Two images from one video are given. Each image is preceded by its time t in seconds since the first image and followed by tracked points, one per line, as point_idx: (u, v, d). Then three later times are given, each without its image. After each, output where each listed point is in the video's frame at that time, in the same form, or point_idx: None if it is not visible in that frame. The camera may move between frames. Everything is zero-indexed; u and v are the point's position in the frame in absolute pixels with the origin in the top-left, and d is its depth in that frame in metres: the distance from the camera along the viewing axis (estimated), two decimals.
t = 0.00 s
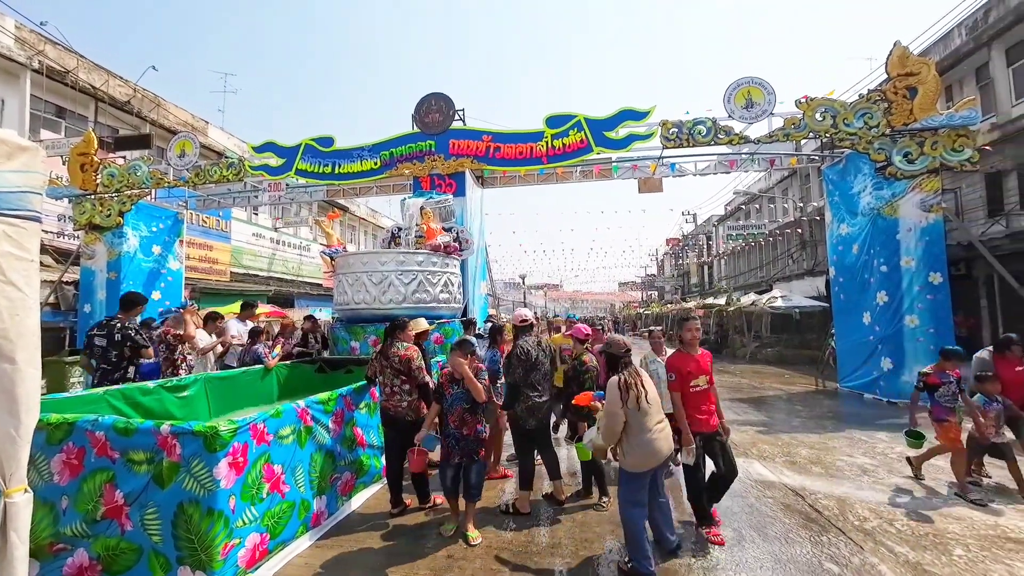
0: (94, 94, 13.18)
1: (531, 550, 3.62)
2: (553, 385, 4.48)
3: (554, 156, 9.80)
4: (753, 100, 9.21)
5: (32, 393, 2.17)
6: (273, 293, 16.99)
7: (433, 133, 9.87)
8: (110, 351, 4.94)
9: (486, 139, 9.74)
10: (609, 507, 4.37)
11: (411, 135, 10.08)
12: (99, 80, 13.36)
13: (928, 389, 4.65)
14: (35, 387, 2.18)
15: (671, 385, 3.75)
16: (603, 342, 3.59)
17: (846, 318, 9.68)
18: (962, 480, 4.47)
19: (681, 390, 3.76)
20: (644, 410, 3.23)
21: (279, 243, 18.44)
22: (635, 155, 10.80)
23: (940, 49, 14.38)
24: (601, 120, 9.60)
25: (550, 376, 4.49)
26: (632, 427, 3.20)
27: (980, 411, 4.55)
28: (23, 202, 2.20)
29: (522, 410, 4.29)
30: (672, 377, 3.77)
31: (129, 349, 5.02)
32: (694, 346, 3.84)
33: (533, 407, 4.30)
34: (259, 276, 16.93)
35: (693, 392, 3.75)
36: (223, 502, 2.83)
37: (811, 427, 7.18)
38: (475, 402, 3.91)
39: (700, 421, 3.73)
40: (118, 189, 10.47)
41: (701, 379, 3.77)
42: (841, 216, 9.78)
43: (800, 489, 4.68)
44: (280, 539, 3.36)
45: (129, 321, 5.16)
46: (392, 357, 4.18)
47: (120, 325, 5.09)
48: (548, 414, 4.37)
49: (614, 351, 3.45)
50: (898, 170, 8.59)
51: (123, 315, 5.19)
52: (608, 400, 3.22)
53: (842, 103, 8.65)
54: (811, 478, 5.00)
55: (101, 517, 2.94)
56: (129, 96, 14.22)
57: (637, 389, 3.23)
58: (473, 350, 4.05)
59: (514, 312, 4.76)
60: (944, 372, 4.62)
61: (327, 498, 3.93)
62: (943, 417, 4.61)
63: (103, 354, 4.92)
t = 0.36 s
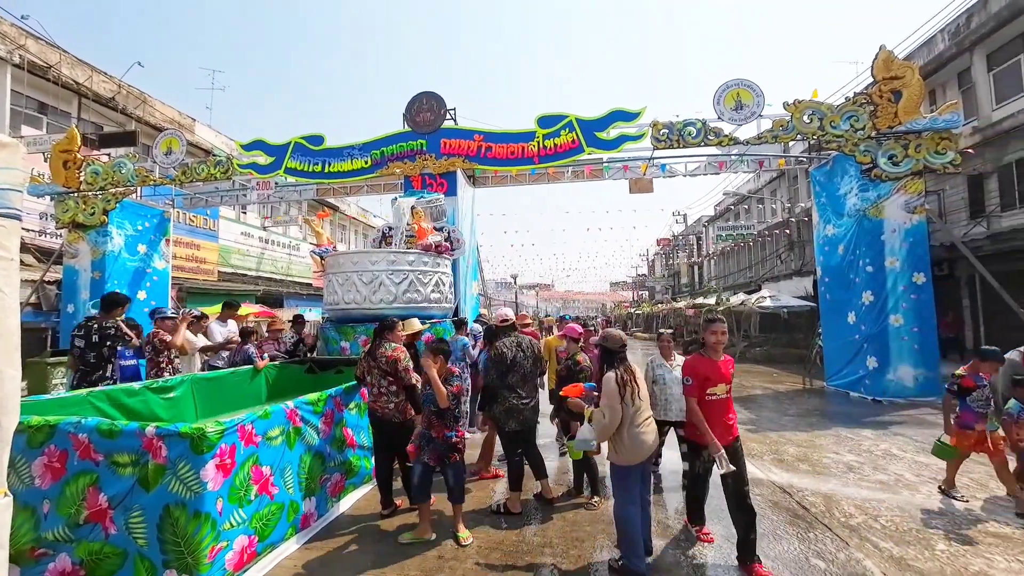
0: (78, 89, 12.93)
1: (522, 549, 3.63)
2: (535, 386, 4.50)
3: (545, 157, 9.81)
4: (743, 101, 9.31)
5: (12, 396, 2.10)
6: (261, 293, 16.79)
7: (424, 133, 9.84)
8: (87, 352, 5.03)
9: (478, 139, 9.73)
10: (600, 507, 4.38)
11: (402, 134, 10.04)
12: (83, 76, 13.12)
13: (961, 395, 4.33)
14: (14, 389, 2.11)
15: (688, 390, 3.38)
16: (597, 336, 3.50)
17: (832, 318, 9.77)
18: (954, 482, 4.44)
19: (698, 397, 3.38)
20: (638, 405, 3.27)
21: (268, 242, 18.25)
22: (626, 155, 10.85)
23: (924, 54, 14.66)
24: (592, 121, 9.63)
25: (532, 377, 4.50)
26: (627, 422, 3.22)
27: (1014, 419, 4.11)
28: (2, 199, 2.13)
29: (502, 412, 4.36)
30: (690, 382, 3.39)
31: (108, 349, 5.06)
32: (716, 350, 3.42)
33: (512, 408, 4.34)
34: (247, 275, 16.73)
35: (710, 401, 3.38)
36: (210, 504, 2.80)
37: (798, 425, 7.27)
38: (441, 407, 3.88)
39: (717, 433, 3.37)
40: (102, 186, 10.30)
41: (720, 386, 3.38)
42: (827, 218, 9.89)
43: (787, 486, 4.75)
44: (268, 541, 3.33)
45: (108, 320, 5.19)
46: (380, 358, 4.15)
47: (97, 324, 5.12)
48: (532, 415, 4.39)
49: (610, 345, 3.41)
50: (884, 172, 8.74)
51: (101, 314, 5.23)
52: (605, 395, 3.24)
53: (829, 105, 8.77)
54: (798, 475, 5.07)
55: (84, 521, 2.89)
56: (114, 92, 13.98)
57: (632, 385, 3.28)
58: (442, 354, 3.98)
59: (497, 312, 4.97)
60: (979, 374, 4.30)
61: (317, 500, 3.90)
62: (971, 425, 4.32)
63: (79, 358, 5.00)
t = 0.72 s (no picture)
0: (60, 85, 12.67)
1: (513, 548, 3.64)
2: (523, 386, 4.52)
3: (537, 156, 9.81)
4: (732, 103, 9.40)
5: None
6: (250, 293, 16.60)
7: (416, 132, 9.79)
8: (71, 354, 4.95)
9: (469, 139, 9.71)
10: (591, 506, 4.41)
11: (393, 133, 9.99)
12: (65, 71, 12.86)
13: (1007, 402, 3.92)
14: None
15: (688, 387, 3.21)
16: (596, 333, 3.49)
17: (819, 318, 9.86)
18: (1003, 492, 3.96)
19: (701, 396, 3.19)
20: (631, 403, 3.30)
21: (256, 241, 18.05)
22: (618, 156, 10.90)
23: (909, 58, 14.90)
24: (584, 121, 9.66)
25: (520, 377, 4.53)
26: (619, 419, 3.24)
27: None
28: None
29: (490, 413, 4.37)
30: (691, 380, 3.23)
31: (90, 349, 4.99)
32: (729, 348, 3.17)
33: (500, 408, 4.36)
34: (236, 275, 16.53)
35: (715, 402, 3.14)
36: (198, 507, 2.76)
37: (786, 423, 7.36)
38: (395, 407, 3.72)
39: (722, 438, 3.12)
40: (86, 184, 10.12)
41: (730, 388, 3.11)
42: (815, 219, 10.02)
43: (775, 484, 4.81)
44: (257, 544, 3.29)
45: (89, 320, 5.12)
46: (369, 358, 4.13)
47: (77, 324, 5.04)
48: (523, 414, 4.41)
49: (609, 343, 3.40)
50: (869, 174, 8.88)
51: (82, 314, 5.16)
52: (600, 390, 3.24)
53: (817, 108, 8.89)
54: (786, 473, 5.14)
55: (68, 525, 2.84)
56: (98, 88, 13.73)
57: (629, 382, 3.32)
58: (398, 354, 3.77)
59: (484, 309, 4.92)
60: None
61: (307, 501, 3.87)
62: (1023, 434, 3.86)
63: (63, 360, 4.94)
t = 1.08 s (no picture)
0: (46, 82, 12.45)
1: (506, 549, 3.64)
2: (515, 385, 4.52)
3: (530, 156, 9.82)
4: (723, 105, 9.48)
5: None
6: (241, 292, 16.43)
7: (408, 131, 9.76)
8: (51, 354, 4.88)
9: (462, 138, 9.69)
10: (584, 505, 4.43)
11: (385, 132, 9.95)
12: (51, 67, 12.64)
13: None
14: None
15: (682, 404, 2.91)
16: (583, 334, 3.46)
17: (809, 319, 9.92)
18: None
19: (698, 411, 2.90)
20: (614, 408, 3.31)
21: (247, 241, 17.89)
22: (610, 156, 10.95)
23: (896, 61, 15.12)
24: (577, 121, 9.68)
25: (513, 376, 4.53)
26: (603, 423, 3.25)
27: None
28: None
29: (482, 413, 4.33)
30: (684, 396, 2.92)
31: (62, 354, 4.89)
32: (720, 355, 2.86)
33: (493, 407, 4.34)
34: (226, 274, 16.36)
35: (714, 417, 2.85)
36: (186, 510, 2.73)
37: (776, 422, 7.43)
38: (361, 414, 3.60)
39: (728, 455, 2.82)
40: (72, 182, 9.99)
41: (727, 398, 2.81)
42: (804, 220, 10.09)
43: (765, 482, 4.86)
44: (246, 546, 3.26)
45: (69, 320, 5.03)
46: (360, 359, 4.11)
47: (58, 324, 4.99)
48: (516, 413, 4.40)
49: (595, 345, 3.35)
50: (857, 175, 9.00)
51: (66, 313, 5.10)
52: (585, 393, 3.23)
53: (806, 110, 9.00)
54: (776, 471, 5.19)
55: (52, 529, 2.80)
56: (84, 85, 13.53)
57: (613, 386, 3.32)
58: (365, 358, 3.65)
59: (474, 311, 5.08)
60: None
61: (297, 502, 3.84)
62: None
63: (44, 360, 4.88)
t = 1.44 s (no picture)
0: (31, 78, 12.25)
1: (498, 549, 3.64)
2: (507, 383, 4.52)
3: (523, 156, 9.81)
4: (715, 106, 9.55)
5: None
6: (231, 292, 16.26)
7: (401, 130, 9.72)
8: (34, 356, 4.79)
9: (455, 138, 9.67)
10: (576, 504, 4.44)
11: (378, 131, 9.90)
12: (36, 63, 12.43)
13: None
14: None
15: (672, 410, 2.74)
16: (559, 335, 3.48)
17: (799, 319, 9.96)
18: None
19: (685, 418, 2.75)
20: (591, 409, 3.32)
21: (237, 240, 17.73)
22: (603, 156, 10.99)
23: (884, 64, 15.34)
24: (570, 122, 9.70)
25: (504, 374, 4.53)
26: (578, 425, 3.26)
27: None
28: None
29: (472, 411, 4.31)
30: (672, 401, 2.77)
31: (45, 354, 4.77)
32: (709, 360, 2.72)
33: (484, 404, 4.31)
34: (216, 274, 16.18)
35: (702, 424, 2.70)
36: (174, 512, 2.70)
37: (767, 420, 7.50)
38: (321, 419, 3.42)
39: (715, 465, 2.67)
40: (57, 181, 9.91)
41: (714, 405, 2.68)
42: (793, 221, 10.14)
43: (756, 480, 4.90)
44: (236, 548, 3.23)
45: (53, 322, 4.95)
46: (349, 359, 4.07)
47: (38, 325, 4.88)
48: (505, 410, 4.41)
49: (570, 345, 3.35)
50: (846, 177, 9.12)
51: (49, 315, 5.02)
52: (558, 394, 3.23)
53: (796, 111, 9.09)
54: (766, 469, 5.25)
55: (36, 533, 2.75)
56: (70, 81, 13.32)
57: (589, 387, 3.32)
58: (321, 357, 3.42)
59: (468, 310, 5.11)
60: None
61: (288, 504, 3.82)
62: None
63: (25, 361, 4.79)
